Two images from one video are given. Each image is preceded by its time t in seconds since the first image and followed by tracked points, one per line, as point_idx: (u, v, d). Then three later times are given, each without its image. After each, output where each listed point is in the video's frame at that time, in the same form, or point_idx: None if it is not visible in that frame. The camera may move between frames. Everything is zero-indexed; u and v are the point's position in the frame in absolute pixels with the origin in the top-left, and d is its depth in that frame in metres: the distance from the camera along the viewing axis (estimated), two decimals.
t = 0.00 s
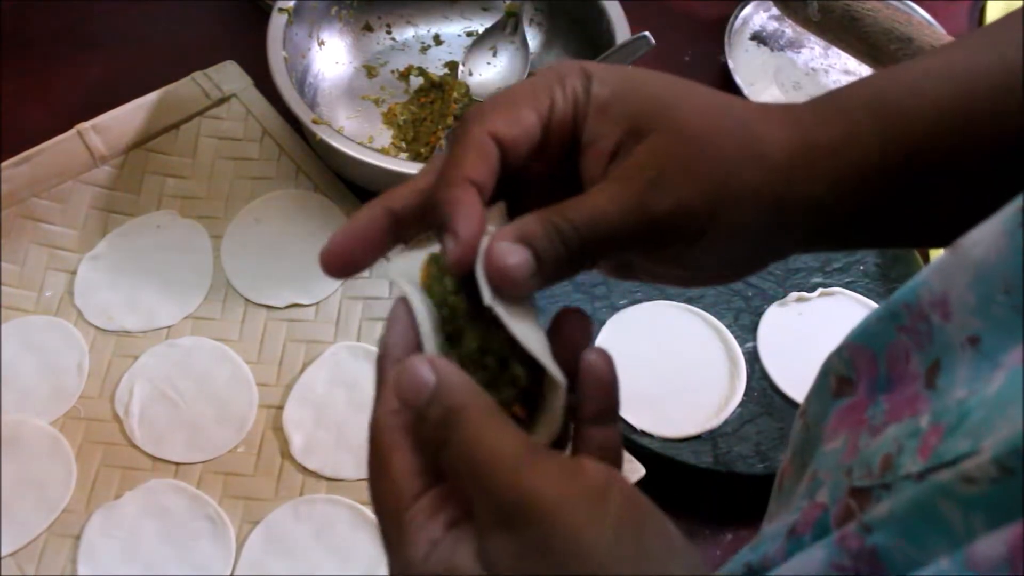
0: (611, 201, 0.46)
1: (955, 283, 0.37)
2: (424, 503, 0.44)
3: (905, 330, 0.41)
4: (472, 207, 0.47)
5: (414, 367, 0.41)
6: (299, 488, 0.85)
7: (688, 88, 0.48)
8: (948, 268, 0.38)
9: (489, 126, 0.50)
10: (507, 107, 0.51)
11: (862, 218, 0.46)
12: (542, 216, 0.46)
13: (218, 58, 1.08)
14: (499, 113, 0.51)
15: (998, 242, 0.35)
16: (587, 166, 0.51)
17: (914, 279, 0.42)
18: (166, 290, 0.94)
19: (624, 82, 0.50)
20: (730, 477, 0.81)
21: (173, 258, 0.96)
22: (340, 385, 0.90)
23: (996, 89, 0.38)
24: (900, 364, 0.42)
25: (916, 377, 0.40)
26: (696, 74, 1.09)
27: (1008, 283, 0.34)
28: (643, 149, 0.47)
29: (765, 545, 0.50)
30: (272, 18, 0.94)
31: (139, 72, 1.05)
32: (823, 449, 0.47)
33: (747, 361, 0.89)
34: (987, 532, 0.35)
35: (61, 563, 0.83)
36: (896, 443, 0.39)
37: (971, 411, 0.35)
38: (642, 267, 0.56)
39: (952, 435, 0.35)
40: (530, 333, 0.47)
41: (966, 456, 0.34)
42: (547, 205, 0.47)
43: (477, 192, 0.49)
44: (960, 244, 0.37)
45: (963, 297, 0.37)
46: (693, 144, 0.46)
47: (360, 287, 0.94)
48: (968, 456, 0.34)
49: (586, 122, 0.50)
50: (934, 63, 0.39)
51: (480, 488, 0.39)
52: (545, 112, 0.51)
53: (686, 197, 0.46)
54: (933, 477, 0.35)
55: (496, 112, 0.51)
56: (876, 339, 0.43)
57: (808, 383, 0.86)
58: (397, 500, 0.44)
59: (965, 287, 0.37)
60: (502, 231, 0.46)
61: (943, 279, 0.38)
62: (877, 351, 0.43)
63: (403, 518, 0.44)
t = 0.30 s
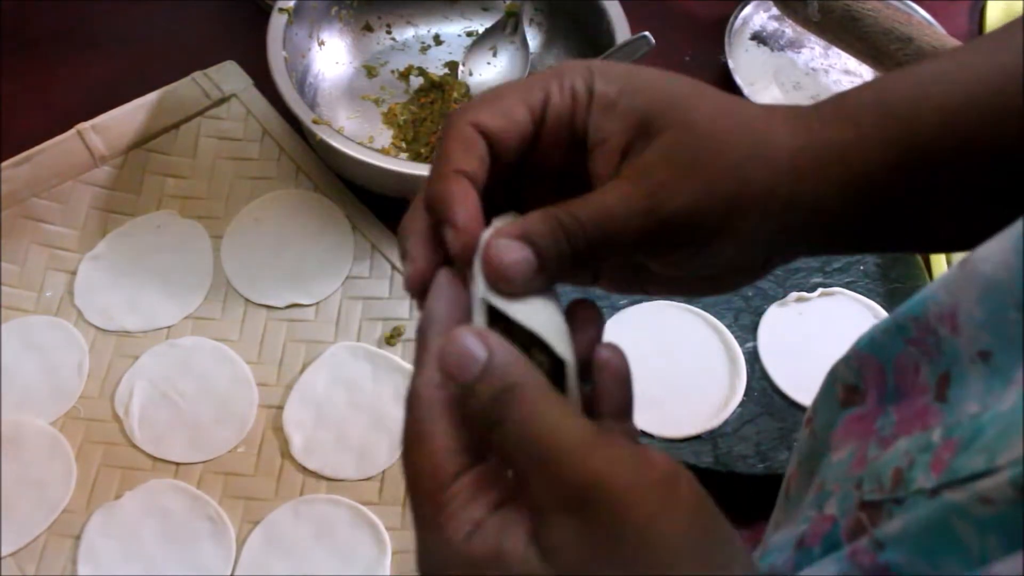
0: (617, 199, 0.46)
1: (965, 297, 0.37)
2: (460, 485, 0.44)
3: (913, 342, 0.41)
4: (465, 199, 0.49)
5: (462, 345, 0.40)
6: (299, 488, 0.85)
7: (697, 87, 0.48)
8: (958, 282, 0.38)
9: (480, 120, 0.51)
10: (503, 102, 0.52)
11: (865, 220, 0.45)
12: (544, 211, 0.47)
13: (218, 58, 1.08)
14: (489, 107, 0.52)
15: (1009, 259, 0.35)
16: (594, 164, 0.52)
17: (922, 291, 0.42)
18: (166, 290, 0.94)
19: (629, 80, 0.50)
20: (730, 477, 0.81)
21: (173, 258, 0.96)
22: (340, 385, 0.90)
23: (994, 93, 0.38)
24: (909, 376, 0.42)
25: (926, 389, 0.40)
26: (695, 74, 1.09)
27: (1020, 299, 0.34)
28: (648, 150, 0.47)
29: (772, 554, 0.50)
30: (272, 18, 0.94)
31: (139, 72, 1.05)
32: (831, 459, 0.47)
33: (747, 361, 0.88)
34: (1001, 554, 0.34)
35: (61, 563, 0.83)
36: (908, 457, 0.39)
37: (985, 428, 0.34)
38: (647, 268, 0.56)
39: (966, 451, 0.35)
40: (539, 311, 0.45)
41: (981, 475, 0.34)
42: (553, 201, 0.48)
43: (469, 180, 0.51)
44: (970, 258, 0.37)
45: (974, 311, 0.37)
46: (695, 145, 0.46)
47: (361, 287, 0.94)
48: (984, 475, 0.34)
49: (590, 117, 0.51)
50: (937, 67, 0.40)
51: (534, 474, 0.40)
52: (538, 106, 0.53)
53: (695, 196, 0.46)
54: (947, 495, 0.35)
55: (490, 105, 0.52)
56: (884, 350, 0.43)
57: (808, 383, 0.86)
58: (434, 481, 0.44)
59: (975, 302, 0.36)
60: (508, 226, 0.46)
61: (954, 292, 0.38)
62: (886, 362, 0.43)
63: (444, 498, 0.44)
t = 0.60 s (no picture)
0: (642, 193, 0.46)
1: (970, 292, 0.37)
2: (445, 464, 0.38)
3: (917, 339, 0.41)
4: (450, 204, 0.47)
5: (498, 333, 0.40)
6: (299, 488, 0.85)
7: (709, 74, 0.47)
8: (962, 277, 0.37)
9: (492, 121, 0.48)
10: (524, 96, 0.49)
11: (863, 213, 0.46)
12: (577, 208, 0.46)
13: (218, 58, 1.08)
14: (508, 105, 0.49)
15: (1012, 253, 0.35)
16: (615, 151, 0.50)
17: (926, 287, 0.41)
18: (165, 290, 0.94)
19: (653, 64, 0.48)
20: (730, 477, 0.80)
21: (173, 258, 0.96)
22: (340, 384, 0.90)
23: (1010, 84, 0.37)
24: (913, 373, 0.41)
25: (929, 387, 0.40)
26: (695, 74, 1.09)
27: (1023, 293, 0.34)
28: (672, 139, 0.46)
29: (781, 553, 0.50)
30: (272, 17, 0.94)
31: (139, 72, 1.05)
32: (836, 457, 0.47)
33: (747, 361, 0.89)
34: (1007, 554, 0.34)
35: (61, 563, 0.83)
36: (911, 454, 0.39)
37: (985, 423, 0.34)
38: (665, 262, 0.55)
39: (965, 446, 0.34)
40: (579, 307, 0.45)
41: (981, 472, 0.33)
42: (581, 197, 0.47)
43: (468, 188, 0.49)
44: (973, 252, 0.37)
45: (978, 306, 0.36)
46: (723, 134, 0.45)
47: (361, 287, 0.94)
48: (983, 471, 0.33)
49: (610, 105, 0.49)
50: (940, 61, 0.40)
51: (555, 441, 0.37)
52: (558, 98, 0.50)
53: (724, 184, 0.45)
54: (948, 492, 0.35)
55: (510, 104, 0.49)
56: (887, 347, 0.43)
57: (808, 383, 0.86)
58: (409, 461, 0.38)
59: (980, 297, 0.36)
60: (544, 227, 0.45)
61: (958, 287, 0.38)
62: (889, 359, 0.43)
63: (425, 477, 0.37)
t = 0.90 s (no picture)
0: (618, 181, 0.43)
1: (971, 290, 0.37)
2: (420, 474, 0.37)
3: (919, 336, 0.41)
4: (457, 217, 0.47)
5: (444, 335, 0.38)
6: (299, 488, 0.85)
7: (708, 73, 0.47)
8: (964, 275, 0.37)
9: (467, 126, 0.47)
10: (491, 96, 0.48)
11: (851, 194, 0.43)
12: (549, 201, 0.45)
13: (218, 58, 1.08)
14: (482, 106, 0.48)
15: (1014, 252, 0.35)
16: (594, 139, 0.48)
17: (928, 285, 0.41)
18: (166, 290, 0.94)
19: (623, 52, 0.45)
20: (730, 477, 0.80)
21: (172, 258, 0.95)
22: (340, 384, 0.90)
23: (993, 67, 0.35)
24: (915, 370, 0.41)
25: (931, 383, 0.40)
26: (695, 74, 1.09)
27: None
28: (648, 126, 0.43)
29: (776, 548, 0.49)
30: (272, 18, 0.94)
31: (138, 72, 1.05)
32: (836, 451, 0.47)
33: (747, 361, 0.89)
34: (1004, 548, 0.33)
35: (61, 564, 0.83)
36: (911, 450, 0.39)
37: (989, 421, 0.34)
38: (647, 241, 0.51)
39: (969, 443, 0.35)
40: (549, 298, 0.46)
41: (985, 468, 0.33)
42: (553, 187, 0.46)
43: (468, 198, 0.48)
44: (976, 251, 0.37)
45: (979, 305, 0.36)
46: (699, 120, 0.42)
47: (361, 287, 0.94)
48: (987, 467, 0.33)
49: (584, 95, 0.46)
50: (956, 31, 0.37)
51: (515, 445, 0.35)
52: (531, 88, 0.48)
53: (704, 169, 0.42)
54: (950, 488, 0.35)
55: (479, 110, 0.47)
56: (890, 343, 0.43)
57: (808, 383, 0.87)
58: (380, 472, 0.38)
59: (981, 296, 0.36)
60: (514, 218, 0.45)
61: (959, 286, 0.38)
62: (892, 356, 0.43)
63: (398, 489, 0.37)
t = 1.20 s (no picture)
0: (474, 259, 0.47)
1: (982, 277, 0.37)
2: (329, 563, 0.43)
3: (927, 323, 0.41)
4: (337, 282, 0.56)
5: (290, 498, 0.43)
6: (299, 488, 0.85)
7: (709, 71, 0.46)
8: (976, 264, 0.38)
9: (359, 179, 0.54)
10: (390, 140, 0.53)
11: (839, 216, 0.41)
12: (407, 270, 0.49)
13: (218, 59, 1.08)
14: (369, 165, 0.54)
15: None
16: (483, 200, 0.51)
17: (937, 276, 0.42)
18: (165, 290, 0.94)
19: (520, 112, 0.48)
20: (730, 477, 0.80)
21: (172, 258, 0.95)
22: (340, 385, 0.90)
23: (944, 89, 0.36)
24: (919, 357, 0.42)
25: (936, 370, 0.40)
26: (695, 74, 1.10)
27: None
28: (525, 199, 0.46)
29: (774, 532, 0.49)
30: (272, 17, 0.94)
31: (139, 71, 1.05)
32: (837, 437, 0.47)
33: (747, 361, 0.89)
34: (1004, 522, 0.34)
35: (61, 564, 0.83)
36: (913, 433, 0.38)
37: (994, 406, 0.34)
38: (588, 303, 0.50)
39: (970, 431, 0.35)
40: (362, 381, 0.53)
41: (983, 452, 0.33)
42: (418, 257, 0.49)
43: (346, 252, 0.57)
44: (989, 241, 0.37)
45: (990, 294, 0.37)
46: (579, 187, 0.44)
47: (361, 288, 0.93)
48: (987, 453, 0.33)
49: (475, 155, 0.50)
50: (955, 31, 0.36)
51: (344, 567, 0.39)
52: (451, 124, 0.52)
53: (644, 193, 0.43)
54: (949, 471, 0.35)
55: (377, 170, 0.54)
56: (897, 332, 0.43)
57: (808, 384, 0.86)
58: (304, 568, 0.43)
59: (991, 285, 0.37)
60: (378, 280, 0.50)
61: (970, 275, 0.38)
62: (897, 344, 0.43)
63: None
